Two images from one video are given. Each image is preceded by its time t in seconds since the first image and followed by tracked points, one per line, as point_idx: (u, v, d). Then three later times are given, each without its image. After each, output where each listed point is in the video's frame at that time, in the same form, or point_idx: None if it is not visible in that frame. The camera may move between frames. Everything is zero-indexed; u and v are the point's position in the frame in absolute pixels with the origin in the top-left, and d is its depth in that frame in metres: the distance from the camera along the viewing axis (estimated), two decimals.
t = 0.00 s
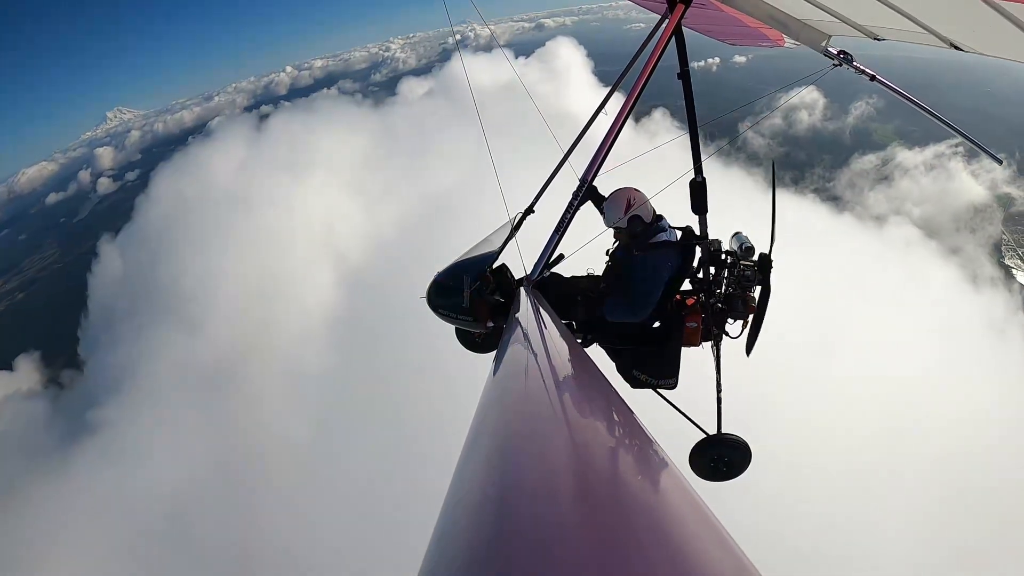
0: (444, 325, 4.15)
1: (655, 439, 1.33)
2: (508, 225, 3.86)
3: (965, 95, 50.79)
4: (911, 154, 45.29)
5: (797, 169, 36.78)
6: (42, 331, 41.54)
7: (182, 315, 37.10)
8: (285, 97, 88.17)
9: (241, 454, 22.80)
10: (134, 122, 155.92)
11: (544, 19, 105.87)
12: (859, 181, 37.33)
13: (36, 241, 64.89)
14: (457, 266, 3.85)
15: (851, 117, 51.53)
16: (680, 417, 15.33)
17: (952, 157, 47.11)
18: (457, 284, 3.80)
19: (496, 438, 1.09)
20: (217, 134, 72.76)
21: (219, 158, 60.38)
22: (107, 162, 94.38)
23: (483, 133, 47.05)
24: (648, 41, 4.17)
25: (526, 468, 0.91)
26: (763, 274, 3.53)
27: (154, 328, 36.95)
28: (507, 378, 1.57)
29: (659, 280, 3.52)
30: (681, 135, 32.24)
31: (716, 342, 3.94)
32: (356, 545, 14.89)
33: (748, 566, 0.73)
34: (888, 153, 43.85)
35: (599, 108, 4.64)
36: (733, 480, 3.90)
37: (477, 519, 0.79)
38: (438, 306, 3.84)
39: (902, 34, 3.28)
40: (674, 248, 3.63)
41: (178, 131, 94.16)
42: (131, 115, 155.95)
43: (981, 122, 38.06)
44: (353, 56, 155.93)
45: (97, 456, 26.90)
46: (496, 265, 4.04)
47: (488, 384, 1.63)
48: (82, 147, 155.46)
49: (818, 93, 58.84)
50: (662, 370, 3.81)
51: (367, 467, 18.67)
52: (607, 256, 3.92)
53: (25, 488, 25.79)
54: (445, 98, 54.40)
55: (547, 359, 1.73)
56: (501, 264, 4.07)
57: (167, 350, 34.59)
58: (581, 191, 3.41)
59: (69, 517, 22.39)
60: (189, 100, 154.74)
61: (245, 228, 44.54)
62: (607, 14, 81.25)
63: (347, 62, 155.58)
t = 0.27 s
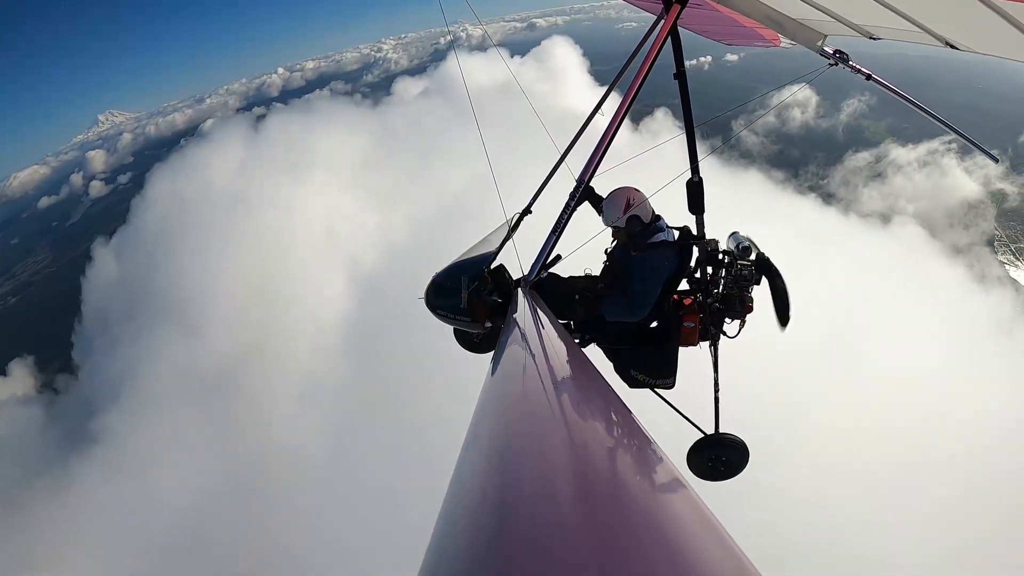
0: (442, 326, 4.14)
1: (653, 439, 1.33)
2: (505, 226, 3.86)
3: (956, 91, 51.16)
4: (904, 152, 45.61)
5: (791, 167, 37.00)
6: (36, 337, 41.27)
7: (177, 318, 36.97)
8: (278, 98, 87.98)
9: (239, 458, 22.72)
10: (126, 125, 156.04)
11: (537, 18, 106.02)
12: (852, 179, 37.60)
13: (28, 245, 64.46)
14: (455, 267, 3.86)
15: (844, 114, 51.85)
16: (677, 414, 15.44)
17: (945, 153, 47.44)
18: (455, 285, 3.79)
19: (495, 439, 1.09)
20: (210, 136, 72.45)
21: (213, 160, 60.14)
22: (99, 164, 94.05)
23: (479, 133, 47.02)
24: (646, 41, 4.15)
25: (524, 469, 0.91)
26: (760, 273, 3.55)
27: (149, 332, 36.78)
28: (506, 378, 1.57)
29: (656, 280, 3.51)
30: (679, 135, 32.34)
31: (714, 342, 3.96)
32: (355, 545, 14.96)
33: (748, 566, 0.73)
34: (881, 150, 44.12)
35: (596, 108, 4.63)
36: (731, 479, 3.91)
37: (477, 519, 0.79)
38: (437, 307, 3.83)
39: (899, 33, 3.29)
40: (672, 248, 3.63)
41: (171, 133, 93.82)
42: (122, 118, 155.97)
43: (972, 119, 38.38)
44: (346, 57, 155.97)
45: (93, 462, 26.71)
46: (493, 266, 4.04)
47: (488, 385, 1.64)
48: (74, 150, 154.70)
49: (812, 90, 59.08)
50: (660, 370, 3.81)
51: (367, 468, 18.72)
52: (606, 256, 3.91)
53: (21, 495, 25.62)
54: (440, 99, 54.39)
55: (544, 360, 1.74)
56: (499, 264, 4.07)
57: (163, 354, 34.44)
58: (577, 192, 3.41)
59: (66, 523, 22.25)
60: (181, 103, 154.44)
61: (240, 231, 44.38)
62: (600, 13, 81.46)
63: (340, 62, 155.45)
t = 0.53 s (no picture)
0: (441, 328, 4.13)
1: (655, 439, 1.32)
2: (503, 227, 3.87)
3: (948, 88, 51.48)
4: (897, 148, 45.91)
5: (784, 163, 37.20)
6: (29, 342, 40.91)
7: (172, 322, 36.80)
8: (271, 99, 87.70)
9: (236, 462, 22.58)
10: (117, 127, 155.90)
11: (529, 18, 106.17)
12: (846, 175, 37.81)
13: (20, 250, 63.88)
14: (453, 269, 3.86)
15: (836, 111, 52.17)
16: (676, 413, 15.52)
17: (938, 149, 47.80)
18: (454, 287, 3.79)
19: (494, 439, 1.09)
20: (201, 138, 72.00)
21: (206, 162, 59.89)
22: (90, 167, 93.57)
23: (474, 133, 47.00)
24: (643, 42, 4.16)
25: (521, 471, 0.90)
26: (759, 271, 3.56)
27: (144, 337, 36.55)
28: (505, 378, 1.57)
29: (656, 280, 3.52)
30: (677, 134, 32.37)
31: (714, 341, 3.97)
32: (355, 546, 14.96)
33: (749, 569, 0.73)
34: (875, 146, 44.31)
35: (594, 108, 4.63)
36: (733, 478, 3.92)
37: (477, 518, 0.78)
38: (435, 309, 3.82)
39: (897, 32, 3.30)
40: (672, 248, 3.63)
41: (163, 136, 93.34)
42: (113, 121, 156.02)
43: (964, 116, 38.66)
44: (337, 58, 155.93)
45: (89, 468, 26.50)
46: (492, 268, 4.05)
47: (488, 384, 1.64)
48: (65, 153, 154.11)
49: (805, 88, 59.37)
50: (661, 370, 3.79)
51: (368, 470, 18.76)
52: (604, 256, 3.92)
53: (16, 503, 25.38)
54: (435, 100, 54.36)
55: (543, 360, 1.75)
56: (497, 266, 4.08)
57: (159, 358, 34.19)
58: (575, 193, 3.41)
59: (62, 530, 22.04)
60: (172, 105, 154.30)
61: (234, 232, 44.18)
62: (591, 13, 81.65)
63: (331, 64, 155.38)
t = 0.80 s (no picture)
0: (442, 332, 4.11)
1: (654, 440, 1.32)
2: (503, 230, 3.87)
3: (939, 84, 51.80)
4: (890, 145, 46.15)
5: (777, 161, 37.42)
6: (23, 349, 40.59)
7: (168, 327, 36.65)
8: (263, 100, 87.41)
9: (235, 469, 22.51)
10: (109, 131, 156.12)
11: (521, 16, 106.21)
12: (840, 173, 38.05)
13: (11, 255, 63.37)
14: (454, 273, 3.85)
15: (829, 109, 52.46)
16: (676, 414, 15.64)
17: (931, 146, 48.06)
18: (454, 291, 3.79)
19: (496, 440, 1.10)
20: (194, 139, 71.67)
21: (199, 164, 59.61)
22: (82, 171, 93.13)
23: (474, 134, 46.95)
24: (641, 43, 4.15)
25: (517, 472, 0.90)
26: (760, 270, 3.57)
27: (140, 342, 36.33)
28: (505, 378, 1.58)
29: (658, 280, 3.50)
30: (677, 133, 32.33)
31: (716, 340, 3.96)
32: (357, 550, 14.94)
33: (745, 567, 0.74)
34: (868, 143, 44.53)
35: (593, 110, 4.62)
36: (736, 477, 3.93)
37: (478, 519, 0.79)
38: (436, 313, 3.81)
39: (896, 32, 3.32)
40: (672, 249, 3.65)
41: (155, 138, 92.89)
42: (105, 124, 156.05)
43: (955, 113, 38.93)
44: (329, 59, 155.76)
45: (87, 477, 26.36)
46: (491, 271, 4.05)
47: (487, 385, 1.65)
48: (57, 157, 153.60)
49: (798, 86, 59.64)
50: (663, 370, 3.80)
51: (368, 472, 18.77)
52: (605, 258, 3.94)
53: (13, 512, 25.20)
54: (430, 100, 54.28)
55: (543, 360, 1.75)
56: (497, 269, 4.08)
57: (155, 364, 34.01)
58: (575, 194, 3.40)
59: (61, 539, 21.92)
60: (164, 108, 154.02)
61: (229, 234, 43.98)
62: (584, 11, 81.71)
63: (323, 65, 155.31)
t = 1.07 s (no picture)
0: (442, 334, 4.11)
1: (655, 440, 1.33)
2: (502, 232, 3.87)
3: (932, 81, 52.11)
4: (883, 141, 46.39)
5: (771, 158, 37.63)
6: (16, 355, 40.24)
7: (164, 331, 36.47)
8: (256, 101, 87.02)
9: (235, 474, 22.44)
10: (100, 134, 155.97)
11: (512, 15, 106.27)
12: (833, 169, 38.26)
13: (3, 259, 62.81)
14: (453, 275, 3.86)
15: (821, 106, 52.70)
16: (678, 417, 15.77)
17: (924, 143, 48.36)
18: (455, 292, 3.79)
19: (497, 440, 1.10)
20: (187, 141, 71.23)
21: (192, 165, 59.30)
22: (73, 174, 92.63)
23: (473, 134, 46.82)
24: (640, 44, 4.14)
25: (514, 471, 0.92)
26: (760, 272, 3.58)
27: (135, 347, 36.12)
28: (507, 377, 1.59)
29: (659, 282, 3.50)
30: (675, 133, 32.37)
31: (716, 340, 3.97)
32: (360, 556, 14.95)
33: (750, 567, 0.73)
34: (861, 140, 44.71)
35: (593, 109, 4.61)
36: (737, 477, 3.94)
37: (476, 520, 0.79)
38: (436, 315, 3.80)
39: (896, 32, 3.33)
40: (672, 251, 3.66)
41: (147, 140, 92.36)
42: (96, 126, 155.95)
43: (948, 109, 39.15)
44: (320, 59, 155.38)
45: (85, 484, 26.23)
46: (491, 272, 4.05)
47: (488, 385, 1.64)
48: (47, 160, 152.90)
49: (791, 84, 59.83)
50: (662, 371, 3.81)
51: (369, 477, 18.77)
52: (605, 260, 3.96)
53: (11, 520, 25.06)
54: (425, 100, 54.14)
55: (542, 359, 1.76)
56: (496, 271, 4.08)
57: (150, 369, 33.79)
58: (575, 195, 3.40)
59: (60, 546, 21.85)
60: (154, 110, 153.67)
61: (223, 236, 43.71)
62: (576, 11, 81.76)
63: (314, 66, 155.07)
